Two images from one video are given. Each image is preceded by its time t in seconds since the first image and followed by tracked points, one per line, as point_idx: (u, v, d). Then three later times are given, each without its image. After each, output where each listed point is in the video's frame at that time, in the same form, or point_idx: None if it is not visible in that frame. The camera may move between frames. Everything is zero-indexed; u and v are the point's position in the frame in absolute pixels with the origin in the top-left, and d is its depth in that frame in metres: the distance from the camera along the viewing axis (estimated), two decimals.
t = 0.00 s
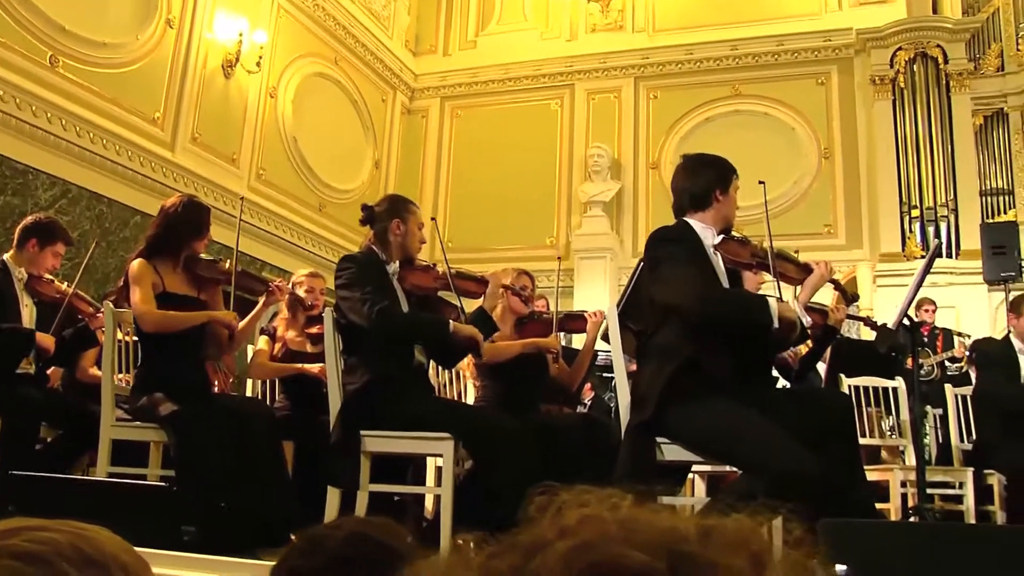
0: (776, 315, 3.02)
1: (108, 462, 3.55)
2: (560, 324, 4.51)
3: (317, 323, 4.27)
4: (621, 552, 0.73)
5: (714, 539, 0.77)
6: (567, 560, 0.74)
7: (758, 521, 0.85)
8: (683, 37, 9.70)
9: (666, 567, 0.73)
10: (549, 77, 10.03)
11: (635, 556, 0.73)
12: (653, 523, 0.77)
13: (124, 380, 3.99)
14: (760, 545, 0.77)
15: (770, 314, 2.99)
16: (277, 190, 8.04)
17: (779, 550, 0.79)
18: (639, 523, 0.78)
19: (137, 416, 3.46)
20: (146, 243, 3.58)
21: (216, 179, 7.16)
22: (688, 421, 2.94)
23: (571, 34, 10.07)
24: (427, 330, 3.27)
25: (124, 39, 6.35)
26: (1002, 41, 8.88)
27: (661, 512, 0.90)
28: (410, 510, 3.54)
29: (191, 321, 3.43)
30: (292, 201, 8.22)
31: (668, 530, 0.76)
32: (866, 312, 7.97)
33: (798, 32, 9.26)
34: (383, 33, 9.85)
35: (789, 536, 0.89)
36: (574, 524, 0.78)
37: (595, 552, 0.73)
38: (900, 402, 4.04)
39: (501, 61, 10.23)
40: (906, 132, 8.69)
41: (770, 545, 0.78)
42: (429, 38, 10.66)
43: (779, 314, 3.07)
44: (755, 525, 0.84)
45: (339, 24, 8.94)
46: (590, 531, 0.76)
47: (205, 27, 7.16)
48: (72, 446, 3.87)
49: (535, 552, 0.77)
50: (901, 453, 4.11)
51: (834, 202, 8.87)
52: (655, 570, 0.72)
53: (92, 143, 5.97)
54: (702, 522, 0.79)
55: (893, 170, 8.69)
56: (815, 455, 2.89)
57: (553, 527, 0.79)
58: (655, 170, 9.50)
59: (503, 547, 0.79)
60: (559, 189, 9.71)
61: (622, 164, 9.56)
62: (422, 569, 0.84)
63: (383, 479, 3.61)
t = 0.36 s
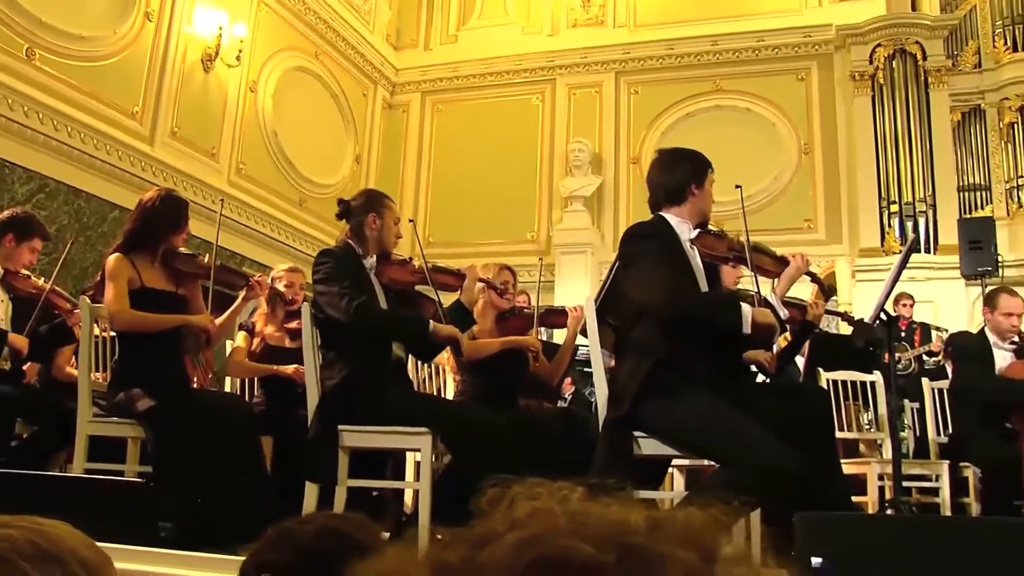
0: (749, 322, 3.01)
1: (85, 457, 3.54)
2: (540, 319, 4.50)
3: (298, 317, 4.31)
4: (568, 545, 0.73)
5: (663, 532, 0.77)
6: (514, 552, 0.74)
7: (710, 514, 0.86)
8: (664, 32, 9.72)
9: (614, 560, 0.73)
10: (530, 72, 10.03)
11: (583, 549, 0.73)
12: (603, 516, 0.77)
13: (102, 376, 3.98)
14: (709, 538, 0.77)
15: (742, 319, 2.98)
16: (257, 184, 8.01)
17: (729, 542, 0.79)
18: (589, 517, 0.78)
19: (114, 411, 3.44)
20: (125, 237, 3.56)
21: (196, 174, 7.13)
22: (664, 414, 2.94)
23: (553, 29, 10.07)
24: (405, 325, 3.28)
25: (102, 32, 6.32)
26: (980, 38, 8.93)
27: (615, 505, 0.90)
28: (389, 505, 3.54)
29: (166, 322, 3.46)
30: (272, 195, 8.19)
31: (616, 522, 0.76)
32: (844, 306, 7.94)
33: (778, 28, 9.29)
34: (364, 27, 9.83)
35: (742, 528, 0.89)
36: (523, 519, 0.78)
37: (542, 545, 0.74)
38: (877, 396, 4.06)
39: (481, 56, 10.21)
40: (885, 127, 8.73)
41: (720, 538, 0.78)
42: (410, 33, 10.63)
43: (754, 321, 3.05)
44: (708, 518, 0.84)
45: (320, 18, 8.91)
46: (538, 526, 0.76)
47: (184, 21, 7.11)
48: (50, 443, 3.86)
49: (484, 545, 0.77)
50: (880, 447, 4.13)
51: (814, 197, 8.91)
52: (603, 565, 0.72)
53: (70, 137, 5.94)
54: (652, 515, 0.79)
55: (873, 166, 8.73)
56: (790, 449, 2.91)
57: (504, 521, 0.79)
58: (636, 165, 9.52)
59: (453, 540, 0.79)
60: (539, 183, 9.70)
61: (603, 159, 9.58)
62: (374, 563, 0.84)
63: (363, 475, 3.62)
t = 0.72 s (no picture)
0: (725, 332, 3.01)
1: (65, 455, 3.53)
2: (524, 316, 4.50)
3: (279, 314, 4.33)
4: (524, 543, 0.72)
5: (621, 530, 0.75)
6: (470, 552, 0.72)
7: (671, 512, 0.85)
8: (647, 29, 9.73)
9: (571, 559, 0.71)
10: (514, 69, 10.02)
11: (538, 547, 0.71)
12: (560, 515, 0.76)
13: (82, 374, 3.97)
14: (669, 537, 0.76)
15: (716, 328, 2.99)
16: (239, 180, 7.97)
17: (690, 541, 0.78)
18: (546, 515, 0.77)
19: (94, 409, 3.41)
20: (103, 234, 3.56)
21: (179, 170, 7.10)
22: (644, 410, 2.95)
23: (536, 26, 10.08)
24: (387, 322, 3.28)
25: (83, 27, 6.29)
26: (959, 38, 9.04)
27: (576, 503, 0.89)
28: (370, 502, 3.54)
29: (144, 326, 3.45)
30: (254, 192, 8.16)
31: (573, 521, 0.74)
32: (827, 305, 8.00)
33: (760, 25, 9.31)
34: (348, 23, 9.81)
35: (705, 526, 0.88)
36: (481, 519, 0.76)
37: (499, 543, 0.72)
38: (859, 393, 4.08)
39: (464, 53, 10.20)
40: (867, 124, 8.75)
41: (680, 535, 0.77)
42: (394, 29, 10.61)
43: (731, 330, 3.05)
44: (669, 515, 0.83)
45: (303, 14, 8.88)
46: (496, 523, 0.74)
47: (166, 16, 7.09)
48: (29, 440, 3.85)
49: (441, 543, 0.75)
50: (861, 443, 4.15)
51: (796, 195, 8.94)
52: (560, 564, 0.71)
53: (51, 133, 5.91)
54: (610, 512, 0.78)
55: (855, 163, 8.76)
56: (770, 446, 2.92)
57: (461, 519, 0.78)
58: (619, 161, 9.53)
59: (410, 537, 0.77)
60: (522, 179, 9.70)
61: (586, 156, 9.59)
62: (330, 563, 0.83)
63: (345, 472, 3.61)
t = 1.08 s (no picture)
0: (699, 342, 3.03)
1: (43, 454, 3.51)
2: (506, 315, 4.50)
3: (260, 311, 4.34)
4: (487, 543, 0.71)
5: (583, 531, 0.75)
6: (432, 551, 0.71)
7: (635, 511, 0.85)
8: (630, 28, 9.75)
9: (534, 559, 0.71)
10: (496, 67, 10.02)
11: (500, 547, 0.71)
12: (523, 516, 0.76)
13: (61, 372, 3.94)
14: (632, 537, 0.76)
15: (691, 339, 3.01)
16: (221, 177, 7.93)
17: (653, 541, 0.78)
18: (509, 515, 0.77)
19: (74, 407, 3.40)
20: (83, 230, 3.55)
21: (161, 167, 7.08)
22: (623, 408, 2.96)
23: (519, 24, 10.08)
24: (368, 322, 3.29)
25: (64, 23, 6.24)
26: (939, 37, 9.07)
27: (541, 502, 0.89)
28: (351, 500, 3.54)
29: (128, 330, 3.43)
30: (236, 189, 8.13)
31: (536, 521, 0.74)
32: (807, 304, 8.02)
33: (742, 25, 9.34)
34: (331, 21, 9.79)
35: (670, 526, 0.88)
36: (444, 519, 0.76)
37: (462, 542, 0.71)
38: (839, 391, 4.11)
39: (446, 51, 10.20)
40: (849, 123, 8.81)
41: (643, 535, 0.77)
42: (377, 27, 10.59)
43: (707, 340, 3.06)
44: (633, 515, 0.83)
45: (286, 11, 8.84)
46: (459, 523, 0.74)
47: (148, 13, 7.05)
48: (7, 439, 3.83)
49: (404, 542, 0.75)
50: (841, 441, 4.18)
51: (778, 194, 8.96)
52: (522, 565, 0.71)
53: (31, 129, 5.86)
54: (573, 513, 0.78)
55: (836, 162, 8.79)
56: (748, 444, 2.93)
57: (425, 519, 0.77)
58: (601, 160, 9.53)
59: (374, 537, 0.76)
60: (504, 178, 9.70)
61: (569, 154, 9.59)
62: (293, 562, 0.82)
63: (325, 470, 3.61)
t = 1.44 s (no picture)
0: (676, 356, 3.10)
1: (21, 453, 3.50)
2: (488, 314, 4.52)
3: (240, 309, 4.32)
4: (451, 541, 0.74)
5: (547, 529, 0.78)
6: (396, 549, 0.74)
7: (597, 511, 0.87)
8: (613, 28, 9.77)
9: (497, 557, 0.73)
10: (479, 65, 10.02)
11: (464, 546, 0.73)
12: (487, 516, 0.78)
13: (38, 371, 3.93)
14: (594, 536, 0.79)
15: (668, 352, 3.05)
16: (203, 175, 7.90)
17: (615, 539, 0.81)
18: (473, 515, 0.79)
19: (51, 406, 3.39)
20: (61, 228, 3.53)
21: (142, 165, 7.05)
22: (602, 407, 2.98)
23: (502, 24, 10.09)
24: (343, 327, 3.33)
25: (44, 18, 6.20)
26: (920, 39, 9.12)
27: (508, 502, 0.91)
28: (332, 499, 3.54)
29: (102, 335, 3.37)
30: (217, 186, 8.09)
31: (500, 521, 0.77)
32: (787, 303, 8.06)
33: (724, 25, 9.37)
34: (314, 19, 9.76)
35: (634, 523, 0.91)
36: (410, 518, 0.78)
37: (426, 541, 0.74)
38: (817, 391, 4.14)
39: (429, 50, 10.19)
40: (831, 124, 8.85)
41: (606, 533, 0.80)
42: (360, 25, 10.56)
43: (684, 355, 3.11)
44: (596, 514, 0.86)
45: (268, 8, 8.81)
46: (425, 522, 0.76)
47: (129, 9, 7.00)
48: None
49: (368, 541, 0.77)
50: (819, 440, 4.21)
51: (759, 193, 9.00)
52: (486, 563, 0.73)
53: (9, 126, 5.81)
54: (537, 512, 0.80)
55: (818, 162, 8.83)
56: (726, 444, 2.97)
57: (391, 518, 0.80)
58: (583, 159, 9.54)
59: (341, 534, 0.79)
60: (487, 177, 9.70)
61: (551, 153, 9.59)
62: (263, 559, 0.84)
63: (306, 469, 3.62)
